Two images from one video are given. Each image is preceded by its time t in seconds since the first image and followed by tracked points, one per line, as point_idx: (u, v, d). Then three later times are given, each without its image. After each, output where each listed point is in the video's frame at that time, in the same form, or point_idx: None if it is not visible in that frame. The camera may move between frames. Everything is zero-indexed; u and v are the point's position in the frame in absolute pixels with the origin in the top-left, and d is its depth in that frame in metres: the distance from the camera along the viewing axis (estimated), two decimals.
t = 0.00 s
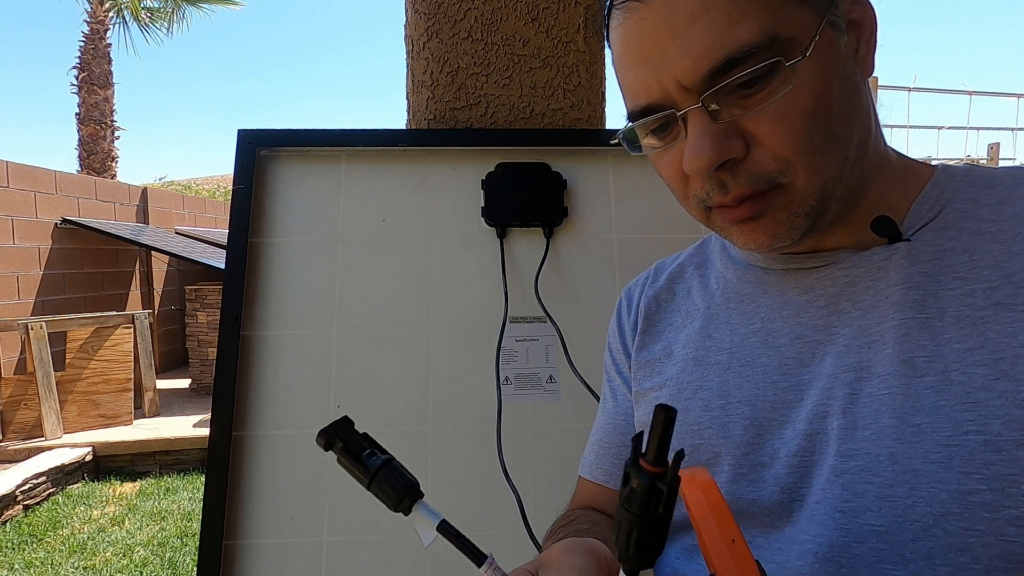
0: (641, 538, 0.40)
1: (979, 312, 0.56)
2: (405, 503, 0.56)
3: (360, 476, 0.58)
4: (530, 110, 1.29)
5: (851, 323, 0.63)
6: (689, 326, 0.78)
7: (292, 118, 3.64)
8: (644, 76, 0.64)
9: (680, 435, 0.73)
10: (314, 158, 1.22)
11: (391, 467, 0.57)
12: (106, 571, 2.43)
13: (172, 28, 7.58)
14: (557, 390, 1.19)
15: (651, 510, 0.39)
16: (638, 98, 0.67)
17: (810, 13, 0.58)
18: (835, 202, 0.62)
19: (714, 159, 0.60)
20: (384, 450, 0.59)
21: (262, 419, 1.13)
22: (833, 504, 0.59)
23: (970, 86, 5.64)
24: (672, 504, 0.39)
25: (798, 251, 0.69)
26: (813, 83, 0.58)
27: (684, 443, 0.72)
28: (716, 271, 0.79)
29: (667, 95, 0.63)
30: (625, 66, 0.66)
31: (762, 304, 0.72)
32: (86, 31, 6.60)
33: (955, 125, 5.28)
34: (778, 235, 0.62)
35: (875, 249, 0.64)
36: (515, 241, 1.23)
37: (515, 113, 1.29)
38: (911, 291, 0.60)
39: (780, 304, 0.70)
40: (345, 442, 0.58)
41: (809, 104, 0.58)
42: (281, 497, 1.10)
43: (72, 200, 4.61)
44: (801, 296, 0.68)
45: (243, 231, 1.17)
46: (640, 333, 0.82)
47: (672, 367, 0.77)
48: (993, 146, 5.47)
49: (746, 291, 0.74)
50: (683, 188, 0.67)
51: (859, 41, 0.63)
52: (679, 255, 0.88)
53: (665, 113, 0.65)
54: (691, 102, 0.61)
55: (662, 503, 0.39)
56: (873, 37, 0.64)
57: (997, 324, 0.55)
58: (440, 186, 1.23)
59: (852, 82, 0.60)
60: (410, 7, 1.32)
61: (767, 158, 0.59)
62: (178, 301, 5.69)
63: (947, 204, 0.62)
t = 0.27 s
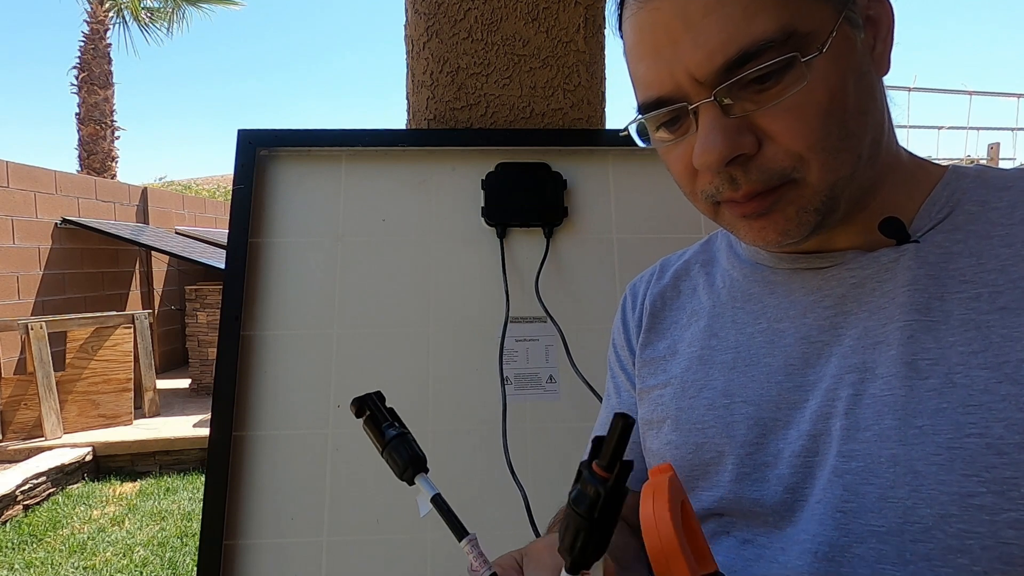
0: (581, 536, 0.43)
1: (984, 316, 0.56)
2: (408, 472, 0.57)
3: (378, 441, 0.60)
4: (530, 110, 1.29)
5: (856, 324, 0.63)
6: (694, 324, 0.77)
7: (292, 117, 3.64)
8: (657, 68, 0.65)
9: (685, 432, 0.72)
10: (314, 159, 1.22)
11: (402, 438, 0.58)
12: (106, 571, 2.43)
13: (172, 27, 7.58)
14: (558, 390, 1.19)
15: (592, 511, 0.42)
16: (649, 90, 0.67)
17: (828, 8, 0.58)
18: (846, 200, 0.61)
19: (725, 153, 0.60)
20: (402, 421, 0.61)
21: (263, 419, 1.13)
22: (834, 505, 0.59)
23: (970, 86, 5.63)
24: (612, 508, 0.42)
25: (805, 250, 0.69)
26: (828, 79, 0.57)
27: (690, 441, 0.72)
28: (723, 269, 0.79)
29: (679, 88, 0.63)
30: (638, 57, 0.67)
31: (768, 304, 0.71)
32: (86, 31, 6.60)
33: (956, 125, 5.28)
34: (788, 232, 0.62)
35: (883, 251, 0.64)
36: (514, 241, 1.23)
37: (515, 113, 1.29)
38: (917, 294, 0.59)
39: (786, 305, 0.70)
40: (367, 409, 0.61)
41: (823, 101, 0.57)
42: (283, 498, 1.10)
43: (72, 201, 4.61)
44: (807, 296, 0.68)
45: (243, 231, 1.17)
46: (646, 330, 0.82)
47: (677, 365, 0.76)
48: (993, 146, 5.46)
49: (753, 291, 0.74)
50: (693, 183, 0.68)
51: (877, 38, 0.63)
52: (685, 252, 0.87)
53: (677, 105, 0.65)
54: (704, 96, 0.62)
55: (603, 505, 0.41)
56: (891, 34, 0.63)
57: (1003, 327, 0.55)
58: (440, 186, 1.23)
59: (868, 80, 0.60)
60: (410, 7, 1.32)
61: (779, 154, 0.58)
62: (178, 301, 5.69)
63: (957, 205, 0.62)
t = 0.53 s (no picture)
0: None
1: (987, 321, 0.56)
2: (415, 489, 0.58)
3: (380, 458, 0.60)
4: (530, 110, 1.29)
5: (859, 326, 0.63)
6: (700, 322, 0.77)
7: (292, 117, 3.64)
8: (658, 63, 0.65)
9: (687, 430, 0.72)
10: (314, 158, 1.22)
11: (404, 455, 0.59)
12: (106, 571, 2.43)
13: (172, 27, 7.58)
14: (557, 390, 1.19)
15: (630, 566, 0.41)
16: (651, 84, 0.68)
17: (830, 6, 0.57)
18: (846, 200, 0.61)
19: (719, 149, 0.61)
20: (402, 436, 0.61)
21: (262, 419, 1.13)
22: (830, 506, 0.59)
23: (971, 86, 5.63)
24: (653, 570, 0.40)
25: (810, 249, 0.69)
26: (825, 78, 0.57)
27: (691, 439, 0.71)
28: (729, 268, 0.79)
29: (678, 84, 0.64)
30: (640, 51, 0.68)
31: (773, 304, 0.71)
32: (87, 31, 6.59)
33: (956, 125, 5.28)
34: (783, 231, 0.62)
35: (889, 252, 0.63)
36: (515, 241, 1.22)
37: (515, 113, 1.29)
38: (921, 297, 0.59)
39: (791, 305, 0.69)
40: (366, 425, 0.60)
41: (818, 100, 0.57)
42: (281, 498, 1.10)
43: (72, 201, 4.60)
44: (812, 297, 0.68)
45: (243, 231, 1.16)
46: (651, 326, 0.82)
47: (681, 362, 0.76)
48: (994, 146, 5.46)
49: (759, 290, 0.73)
50: (693, 178, 0.68)
51: (888, 36, 0.62)
52: (693, 249, 0.87)
53: (676, 100, 0.66)
54: (701, 91, 0.62)
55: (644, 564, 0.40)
56: (904, 31, 0.63)
57: (1005, 332, 0.55)
58: (439, 187, 1.23)
59: (871, 79, 0.59)
60: (410, 7, 1.32)
61: (773, 151, 0.59)
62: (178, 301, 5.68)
63: (967, 206, 0.61)
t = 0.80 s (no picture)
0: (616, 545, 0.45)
1: (1005, 326, 0.56)
2: (507, 448, 0.57)
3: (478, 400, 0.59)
4: (530, 109, 1.29)
5: (872, 329, 0.63)
6: (706, 320, 0.77)
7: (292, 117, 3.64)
8: (671, 54, 0.65)
9: (693, 428, 0.72)
10: (314, 159, 1.22)
11: (505, 409, 0.58)
12: (106, 571, 2.43)
13: (172, 28, 7.58)
14: (557, 390, 1.19)
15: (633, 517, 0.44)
16: (664, 74, 0.68)
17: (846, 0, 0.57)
18: (860, 197, 0.61)
19: (730, 142, 0.61)
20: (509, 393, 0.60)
21: (266, 421, 1.13)
22: (839, 509, 0.59)
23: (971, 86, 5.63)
24: (653, 516, 0.44)
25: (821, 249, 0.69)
26: (839, 72, 0.57)
27: (697, 437, 0.72)
28: (737, 266, 0.79)
29: (690, 76, 0.65)
30: (654, 42, 0.68)
31: (782, 304, 0.71)
32: (86, 31, 6.59)
33: (956, 125, 5.28)
34: (794, 227, 0.62)
35: (903, 254, 0.63)
36: (514, 240, 1.22)
37: (514, 113, 1.29)
38: (936, 301, 0.59)
39: (801, 305, 0.69)
40: (478, 362, 0.60)
41: (832, 95, 0.57)
42: (285, 499, 1.10)
43: (72, 201, 4.60)
44: (822, 298, 0.68)
45: (242, 231, 1.16)
46: (657, 322, 0.82)
47: (686, 360, 0.76)
48: (993, 145, 5.46)
49: (768, 289, 0.73)
50: (704, 170, 0.69)
51: (908, 31, 0.62)
52: (701, 245, 0.87)
53: (689, 91, 0.66)
54: (712, 83, 0.63)
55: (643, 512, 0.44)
56: (923, 27, 0.62)
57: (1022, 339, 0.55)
58: (439, 188, 1.23)
59: (887, 74, 0.59)
60: (410, 7, 1.32)
61: (784, 146, 0.59)
62: (178, 301, 5.68)
63: (984, 209, 0.61)
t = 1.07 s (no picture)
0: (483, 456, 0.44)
1: (1016, 329, 0.56)
2: (481, 486, 0.44)
3: (453, 413, 0.45)
4: (530, 109, 1.28)
5: (881, 330, 0.63)
6: (712, 317, 0.76)
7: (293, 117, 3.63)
8: (689, 43, 0.65)
9: (697, 427, 0.72)
10: (314, 159, 1.22)
11: (478, 445, 0.44)
12: (106, 571, 2.43)
13: (172, 28, 7.57)
14: (557, 390, 1.18)
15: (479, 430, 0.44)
16: (680, 64, 0.68)
17: None
18: (875, 195, 0.61)
19: (747, 134, 0.61)
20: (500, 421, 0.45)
21: (267, 421, 1.12)
22: (845, 510, 0.59)
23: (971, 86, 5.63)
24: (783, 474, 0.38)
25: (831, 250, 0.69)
26: (862, 66, 0.57)
27: (701, 436, 0.71)
28: (745, 264, 0.78)
29: (709, 66, 0.64)
30: (671, 31, 0.68)
31: (790, 303, 0.71)
32: (86, 31, 6.59)
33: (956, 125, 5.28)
34: (808, 224, 0.61)
35: (914, 256, 0.63)
36: (514, 240, 1.22)
37: (513, 113, 1.28)
38: (948, 303, 0.59)
39: (809, 305, 0.69)
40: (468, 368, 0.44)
41: (853, 89, 0.57)
42: (287, 500, 1.10)
43: (72, 200, 4.60)
44: (831, 298, 0.67)
45: (242, 231, 1.16)
46: (662, 318, 0.81)
47: (691, 357, 0.76)
48: (993, 146, 5.46)
49: (775, 287, 0.73)
50: (717, 164, 0.68)
51: (928, 28, 0.62)
52: (707, 243, 0.87)
53: (707, 82, 0.66)
54: (732, 74, 0.62)
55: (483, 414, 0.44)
56: (945, 25, 0.62)
57: None
58: (439, 188, 1.22)
59: (908, 71, 0.59)
60: (410, 7, 1.31)
61: (803, 140, 0.59)
62: (178, 301, 5.68)
63: (996, 212, 0.61)
